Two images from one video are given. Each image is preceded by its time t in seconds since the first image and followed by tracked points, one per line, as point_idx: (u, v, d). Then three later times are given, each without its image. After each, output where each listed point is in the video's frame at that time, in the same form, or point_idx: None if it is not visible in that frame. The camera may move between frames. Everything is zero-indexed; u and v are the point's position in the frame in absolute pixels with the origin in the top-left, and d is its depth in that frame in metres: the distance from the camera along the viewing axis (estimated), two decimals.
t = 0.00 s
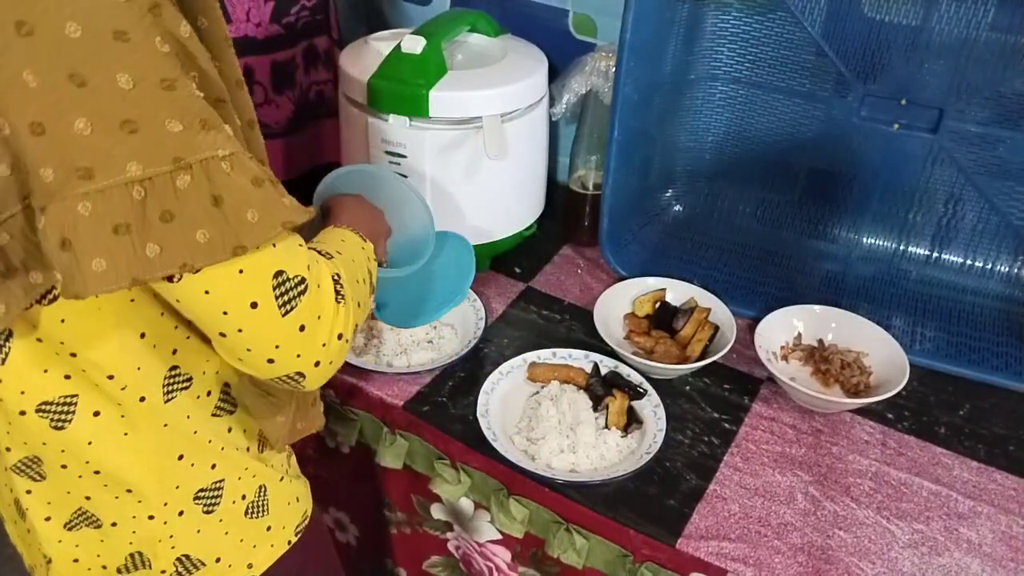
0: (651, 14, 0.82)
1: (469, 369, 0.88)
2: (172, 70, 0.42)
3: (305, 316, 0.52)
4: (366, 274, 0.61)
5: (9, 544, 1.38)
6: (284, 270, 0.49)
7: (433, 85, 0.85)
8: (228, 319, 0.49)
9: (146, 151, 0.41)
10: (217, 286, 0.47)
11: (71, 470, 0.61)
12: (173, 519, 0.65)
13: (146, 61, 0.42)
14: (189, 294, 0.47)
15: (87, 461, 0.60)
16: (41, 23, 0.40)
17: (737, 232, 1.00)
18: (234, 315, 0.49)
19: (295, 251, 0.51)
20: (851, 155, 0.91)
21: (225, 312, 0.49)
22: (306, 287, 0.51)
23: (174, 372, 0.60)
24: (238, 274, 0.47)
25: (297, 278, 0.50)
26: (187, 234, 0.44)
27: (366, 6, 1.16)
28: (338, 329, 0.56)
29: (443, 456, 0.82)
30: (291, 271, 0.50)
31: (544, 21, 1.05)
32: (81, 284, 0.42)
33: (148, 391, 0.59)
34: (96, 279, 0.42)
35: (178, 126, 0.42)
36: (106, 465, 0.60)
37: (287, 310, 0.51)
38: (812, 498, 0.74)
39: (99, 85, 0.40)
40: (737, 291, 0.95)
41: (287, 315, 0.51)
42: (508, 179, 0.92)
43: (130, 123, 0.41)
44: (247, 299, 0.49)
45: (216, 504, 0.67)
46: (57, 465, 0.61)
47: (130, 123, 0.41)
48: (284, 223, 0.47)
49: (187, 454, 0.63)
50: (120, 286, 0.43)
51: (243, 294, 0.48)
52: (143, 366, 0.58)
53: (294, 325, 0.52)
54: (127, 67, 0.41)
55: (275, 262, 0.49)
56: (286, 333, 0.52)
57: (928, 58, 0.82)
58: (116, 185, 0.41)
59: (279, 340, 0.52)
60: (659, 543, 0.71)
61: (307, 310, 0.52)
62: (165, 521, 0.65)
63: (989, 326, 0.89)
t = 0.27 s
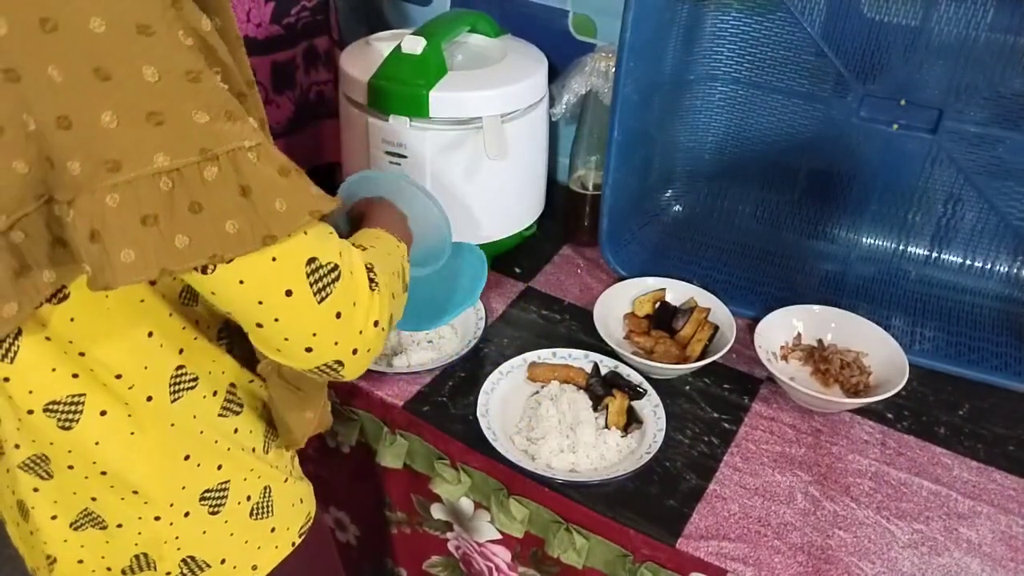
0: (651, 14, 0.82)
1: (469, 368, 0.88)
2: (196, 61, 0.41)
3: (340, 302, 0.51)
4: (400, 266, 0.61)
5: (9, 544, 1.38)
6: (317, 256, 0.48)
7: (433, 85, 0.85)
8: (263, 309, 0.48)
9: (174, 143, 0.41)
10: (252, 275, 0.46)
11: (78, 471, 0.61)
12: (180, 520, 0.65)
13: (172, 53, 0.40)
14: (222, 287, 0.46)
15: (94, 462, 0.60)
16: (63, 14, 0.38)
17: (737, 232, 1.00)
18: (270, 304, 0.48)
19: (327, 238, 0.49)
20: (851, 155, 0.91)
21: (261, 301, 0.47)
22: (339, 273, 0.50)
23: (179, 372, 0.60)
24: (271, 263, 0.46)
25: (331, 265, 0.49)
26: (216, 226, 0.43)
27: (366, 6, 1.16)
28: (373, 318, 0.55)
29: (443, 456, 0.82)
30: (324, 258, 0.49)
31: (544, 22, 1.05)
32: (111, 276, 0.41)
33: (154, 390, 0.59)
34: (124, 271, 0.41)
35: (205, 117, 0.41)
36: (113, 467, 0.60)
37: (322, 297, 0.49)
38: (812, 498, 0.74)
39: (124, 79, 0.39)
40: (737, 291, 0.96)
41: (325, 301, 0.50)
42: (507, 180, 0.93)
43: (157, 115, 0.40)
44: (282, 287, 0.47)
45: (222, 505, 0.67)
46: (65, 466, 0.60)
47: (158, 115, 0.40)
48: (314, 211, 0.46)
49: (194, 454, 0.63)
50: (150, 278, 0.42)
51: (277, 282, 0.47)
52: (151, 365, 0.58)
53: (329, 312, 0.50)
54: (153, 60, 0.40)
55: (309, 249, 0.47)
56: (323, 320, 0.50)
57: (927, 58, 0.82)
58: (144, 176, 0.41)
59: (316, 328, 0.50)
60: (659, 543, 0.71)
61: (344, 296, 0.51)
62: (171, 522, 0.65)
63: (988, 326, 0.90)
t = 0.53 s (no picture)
0: (651, 15, 0.82)
1: (469, 368, 0.88)
2: (204, 84, 0.41)
3: (317, 343, 0.48)
4: (440, 312, 0.56)
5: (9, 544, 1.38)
6: (294, 295, 0.46)
7: (433, 85, 0.85)
8: (236, 333, 0.46)
9: (171, 163, 0.40)
10: (226, 301, 0.44)
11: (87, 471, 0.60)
12: (188, 521, 0.65)
13: (181, 73, 0.40)
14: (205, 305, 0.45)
15: (104, 462, 0.60)
16: (79, 26, 0.38)
17: (737, 232, 1.00)
18: (242, 331, 0.46)
19: (313, 275, 0.47)
20: (851, 156, 0.91)
21: (234, 326, 0.46)
22: (321, 315, 0.47)
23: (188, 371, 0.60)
24: (245, 294, 0.44)
25: (310, 305, 0.47)
26: (201, 249, 0.42)
27: (366, 6, 1.16)
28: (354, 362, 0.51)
29: (443, 456, 0.82)
30: (305, 296, 0.46)
31: (544, 22, 1.05)
32: (94, 291, 0.41)
33: (161, 389, 0.58)
34: (106, 287, 0.41)
35: (207, 141, 0.41)
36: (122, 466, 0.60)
37: (295, 335, 0.47)
38: (812, 498, 0.74)
39: (132, 94, 0.39)
40: (737, 291, 0.96)
41: (296, 338, 0.47)
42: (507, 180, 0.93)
43: (157, 134, 0.40)
44: (255, 319, 0.45)
45: (229, 505, 0.67)
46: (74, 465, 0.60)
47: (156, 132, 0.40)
48: (300, 248, 0.44)
49: (201, 453, 0.63)
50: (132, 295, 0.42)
51: (249, 314, 0.45)
52: (161, 364, 0.58)
53: (300, 351, 0.48)
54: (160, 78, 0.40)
55: (285, 285, 0.45)
56: (293, 357, 0.48)
57: (927, 58, 0.82)
58: (138, 195, 0.40)
59: (288, 363, 0.48)
60: (659, 543, 0.71)
61: (324, 335, 0.48)
62: (179, 523, 0.64)
63: (988, 326, 0.90)
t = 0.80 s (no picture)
0: (651, 14, 0.82)
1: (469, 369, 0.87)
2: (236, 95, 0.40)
3: (359, 321, 0.48)
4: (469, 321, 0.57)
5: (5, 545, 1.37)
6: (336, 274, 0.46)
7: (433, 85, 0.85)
8: (280, 322, 0.46)
9: (206, 174, 0.40)
10: (274, 291, 0.45)
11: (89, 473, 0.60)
12: (188, 525, 0.64)
13: (210, 86, 0.39)
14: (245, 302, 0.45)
15: (104, 465, 0.59)
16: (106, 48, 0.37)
17: (737, 232, 1.00)
18: (287, 317, 0.46)
19: (351, 253, 0.47)
20: (851, 155, 0.91)
21: (279, 314, 0.46)
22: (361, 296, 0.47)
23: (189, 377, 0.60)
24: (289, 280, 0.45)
25: (351, 283, 0.47)
26: (241, 256, 0.42)
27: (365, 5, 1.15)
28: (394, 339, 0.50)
29: (443, 456, 0.82)
30: (344, 276, 0.46)
31: (544, 21, 1.05)
32: (140, 300, 0.41)
33: (159, 391, 0.58)
34: (151, 296, 0.41)
35: (239, 148, 0.40)
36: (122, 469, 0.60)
37: (337, 313, 0.47)
38: (813, 499, 0.74)
39: (163, 112, 0.38)
40: (737, 291, 0.95)
41: (340, 315, 0.47)
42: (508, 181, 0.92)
43: (191, 147, 0.39)
44: (299, 304, 0.46)
45: (230, 509, 0.66)
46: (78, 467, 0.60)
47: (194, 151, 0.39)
48: (333, 245, 0.44)
49: (201, 457, 0.62)
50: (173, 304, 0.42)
51: (292, 298, 0.45)
52: (159, 367, 0.58)
53: (343, 328, 0.48)
54: (192, 94, 0.39)
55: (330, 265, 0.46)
56: (336, 336, 0.48)
57: (928, 58, 0.82)
58: (177, 206, 0.40)
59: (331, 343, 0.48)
60: (659, 543, 0.71)
61: (366, 313, 0.48)
62: (180, 527, 0.64)
63: (989, 326, 0.89)
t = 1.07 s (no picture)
0: (651, 14, 0.82)
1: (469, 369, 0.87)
2: (200, 101, 0.39)
3: (333, 331, 0.47)
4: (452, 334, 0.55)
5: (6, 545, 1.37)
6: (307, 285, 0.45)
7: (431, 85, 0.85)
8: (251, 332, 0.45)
9: (168, 182, 0.39)
10: (242, 303, 0.43)
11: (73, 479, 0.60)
12: (174, 531, 0.64)
13: (172, 91, 0.38)
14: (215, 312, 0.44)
15: (88, 472, 0.59)
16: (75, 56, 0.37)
17: (737, 232, 1.00)
18: (258, 328, 0.45)
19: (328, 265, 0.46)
20: (851, 155, 0.91)
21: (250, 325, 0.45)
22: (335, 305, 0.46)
23: (169, 383, 0.59)
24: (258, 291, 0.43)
25: (324, 294, 0.45)
26: (207, 265, 0.41)
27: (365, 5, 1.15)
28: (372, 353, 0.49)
29: (443, 456, 0.82)
30: (316, 286, 0.45)
31: (544, 21, 1.05)
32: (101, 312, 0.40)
33: (141, 398, 0.58)
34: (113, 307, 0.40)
35: (204, 157, 0.39)
36: (106, 477, 0.59)
37: (310, 324, 0.46)
38: (813, 499, 0.74)
39: (125, 118, 0.38)
40: (737, 291, 0.95)
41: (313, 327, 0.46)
42: (506, 182, 0.92)
43: (156, 154, 0.39)
44: (269, 315, 0.44)
45: (217, 514, 0.65)
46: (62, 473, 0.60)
47: (157, 157, 0.39)
48: (304, 255, 0.43)
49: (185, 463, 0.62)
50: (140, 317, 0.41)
51: (262, 309, 0.44)
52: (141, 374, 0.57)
53: (316, 340, 0.46)
54: (155, 99, 0.38)
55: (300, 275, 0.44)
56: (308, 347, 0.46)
57: (928, 58, 0.82)
58: (140, 215, 0.39)
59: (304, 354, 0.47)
60: (659, 543, 0.71)
61: (342, 325, 0.47)
62: (165, 533, 0.64)
63: (989, 326, 0.89)
